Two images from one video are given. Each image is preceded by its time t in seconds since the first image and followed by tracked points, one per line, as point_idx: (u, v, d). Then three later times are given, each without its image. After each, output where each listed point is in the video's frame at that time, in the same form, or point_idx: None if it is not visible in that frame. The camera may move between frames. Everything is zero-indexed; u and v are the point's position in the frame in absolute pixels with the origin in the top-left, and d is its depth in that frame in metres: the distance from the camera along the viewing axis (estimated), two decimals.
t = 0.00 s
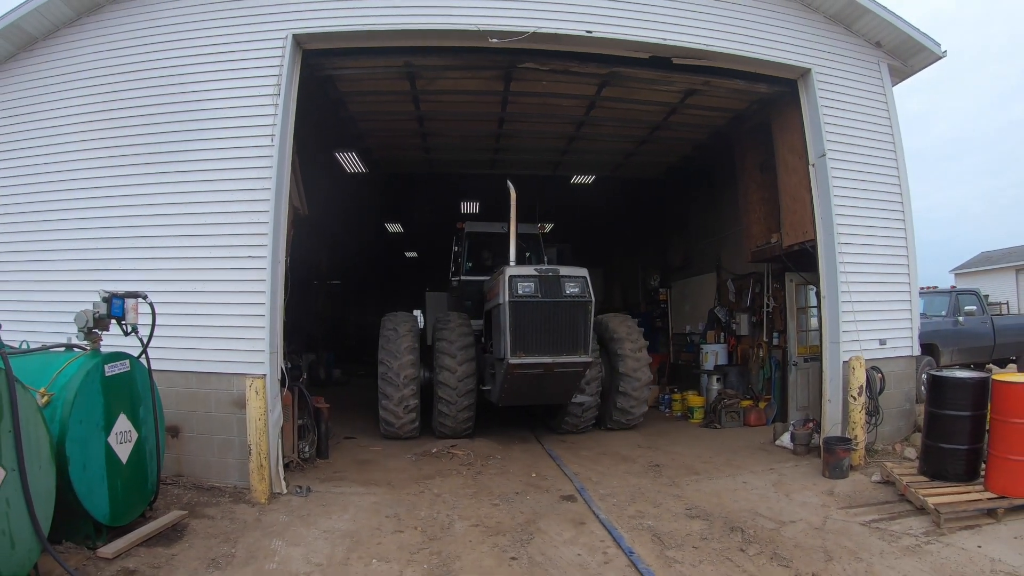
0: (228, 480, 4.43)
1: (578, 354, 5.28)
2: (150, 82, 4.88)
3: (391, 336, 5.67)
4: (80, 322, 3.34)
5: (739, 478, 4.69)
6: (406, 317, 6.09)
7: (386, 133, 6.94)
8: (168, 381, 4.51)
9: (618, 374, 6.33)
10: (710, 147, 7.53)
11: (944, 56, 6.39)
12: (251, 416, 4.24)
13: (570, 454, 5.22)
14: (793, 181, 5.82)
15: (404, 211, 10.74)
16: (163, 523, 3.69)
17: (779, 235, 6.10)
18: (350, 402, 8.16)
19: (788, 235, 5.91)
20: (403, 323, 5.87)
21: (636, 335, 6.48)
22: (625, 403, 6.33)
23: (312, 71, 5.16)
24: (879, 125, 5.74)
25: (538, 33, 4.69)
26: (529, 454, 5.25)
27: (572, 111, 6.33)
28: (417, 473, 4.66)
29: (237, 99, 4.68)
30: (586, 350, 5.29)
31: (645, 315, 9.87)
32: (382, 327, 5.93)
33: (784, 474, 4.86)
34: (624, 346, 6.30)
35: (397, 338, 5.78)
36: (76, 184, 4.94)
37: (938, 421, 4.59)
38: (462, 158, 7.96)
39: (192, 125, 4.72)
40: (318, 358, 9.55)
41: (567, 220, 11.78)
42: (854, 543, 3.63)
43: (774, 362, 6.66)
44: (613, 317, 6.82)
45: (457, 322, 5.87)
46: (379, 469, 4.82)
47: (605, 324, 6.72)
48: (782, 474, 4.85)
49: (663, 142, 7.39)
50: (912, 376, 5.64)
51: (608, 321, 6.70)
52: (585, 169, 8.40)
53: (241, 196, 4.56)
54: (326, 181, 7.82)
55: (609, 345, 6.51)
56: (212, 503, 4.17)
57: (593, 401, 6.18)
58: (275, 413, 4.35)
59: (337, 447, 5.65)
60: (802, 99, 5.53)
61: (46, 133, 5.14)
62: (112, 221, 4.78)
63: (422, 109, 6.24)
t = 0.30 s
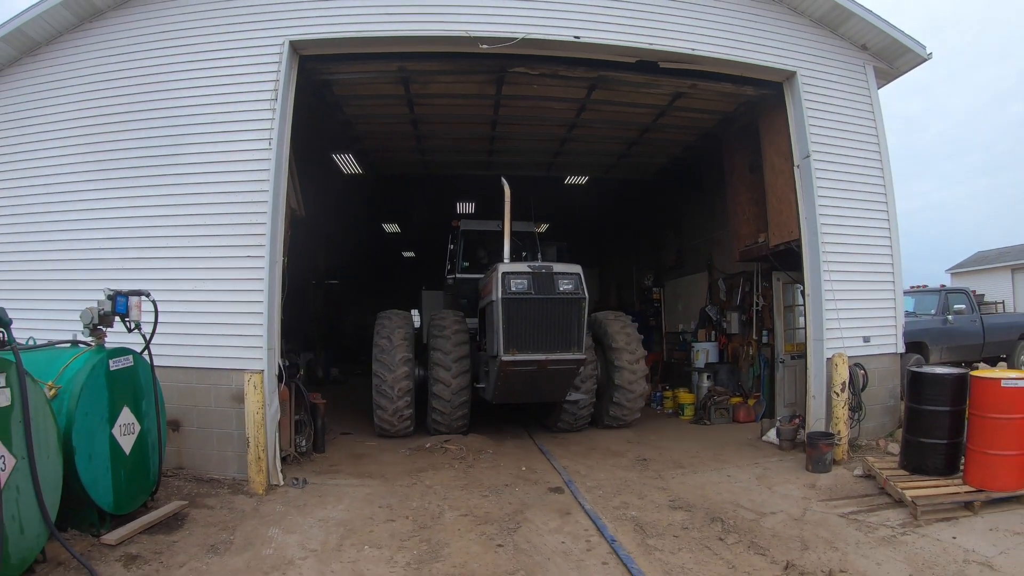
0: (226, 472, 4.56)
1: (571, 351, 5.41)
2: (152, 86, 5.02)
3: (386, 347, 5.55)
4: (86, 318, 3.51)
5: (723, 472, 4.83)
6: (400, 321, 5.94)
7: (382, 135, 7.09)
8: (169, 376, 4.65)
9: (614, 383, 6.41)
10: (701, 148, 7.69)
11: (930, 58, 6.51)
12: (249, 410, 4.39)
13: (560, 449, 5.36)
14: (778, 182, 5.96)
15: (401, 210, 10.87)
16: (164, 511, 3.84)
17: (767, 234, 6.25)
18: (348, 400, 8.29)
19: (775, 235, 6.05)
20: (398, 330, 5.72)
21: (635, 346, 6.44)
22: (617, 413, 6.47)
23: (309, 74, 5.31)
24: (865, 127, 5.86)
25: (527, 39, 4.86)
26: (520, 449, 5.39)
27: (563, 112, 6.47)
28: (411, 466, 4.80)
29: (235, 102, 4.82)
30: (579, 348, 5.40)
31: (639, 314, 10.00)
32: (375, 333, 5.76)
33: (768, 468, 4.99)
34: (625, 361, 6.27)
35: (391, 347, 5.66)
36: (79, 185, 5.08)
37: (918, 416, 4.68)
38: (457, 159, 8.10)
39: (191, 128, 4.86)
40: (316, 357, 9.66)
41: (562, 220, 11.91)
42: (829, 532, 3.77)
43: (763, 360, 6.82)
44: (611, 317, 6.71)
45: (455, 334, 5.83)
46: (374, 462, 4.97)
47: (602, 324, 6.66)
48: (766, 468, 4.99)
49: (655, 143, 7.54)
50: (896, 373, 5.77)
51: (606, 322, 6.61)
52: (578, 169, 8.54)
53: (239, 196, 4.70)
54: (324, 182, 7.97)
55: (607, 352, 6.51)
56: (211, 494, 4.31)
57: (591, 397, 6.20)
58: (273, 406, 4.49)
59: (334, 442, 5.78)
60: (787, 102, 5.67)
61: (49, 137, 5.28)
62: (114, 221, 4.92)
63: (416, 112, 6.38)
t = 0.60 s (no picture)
0: (226, 462, 4.72)
1: (565, 346, 5.52)
2: (154, 87, 5.16)
3: (381, 357, 5.51)
4: (92, 311, 3.62)
5: (708, 466, 4.98)
6: (395, 324, 5.83)
7: (380, 134, 7.24)
8: (171, 367, 4.80)
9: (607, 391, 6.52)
10: (693, 147, 7.86)
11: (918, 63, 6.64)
12: (249, 400, 4.54)
13: (551, 443, 5.51)
14: (768, 183, 6.12)
15: (400, 207, 11.01)
16: (165, 497, 4.00)
17: (756, 234, 6.41)
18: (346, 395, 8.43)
19: (763, 235, 6.21)
20: (393, 337, 5.63)
21: (633, 357, 6.43)
22: (606, 417, 6.65)
23: (308, 75, 5.47)
24: (853, 130, 5.98)
25: (520, 42, 5.05)
26: (511, 442, 5.54)
27: (557, 111, 6.62)
28: (405, 457, 4.96)
29: (236, 101, 4.97)
30: (573, 344, 5.52)
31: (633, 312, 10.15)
32: (370, 337, 5.67)
33: (752, 463, 5.13)
34: (621, 376, 6.31)
35: (386, 355, 5.61)
36: (83, 183, 5.22)
37: (898, 414, 4.69)
38: (454, 156, 8.25)
39: (193, 127, 5.01)
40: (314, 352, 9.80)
41: (559, 218, 12.07)
42: (803, 519, 3.92)
43: (753, 358, 6.95)
44: (612, 320, 6.61)
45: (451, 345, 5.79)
46: (369, 453, 5.12)
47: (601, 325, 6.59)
48: (749, 462, 5.13)
49: (648, 142, 7.68)
50: (883, 372, 5.86)
51: (607, 326, 6.53)
52: (573, 166, 8.69)
53: (240, 193, 4.84)
54: (323, 180, 8.11)
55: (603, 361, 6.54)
56: (211, 481, 4.46)
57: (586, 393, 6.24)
58: (271, 398, 4.64)
59: (331, 434, 5.94)
60: (776, 104, 5.83)
61: (54, 135, 5.42)
62: (117, 217, 5.07)
63: (413, 111, 6.54)
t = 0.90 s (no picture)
0: (230, 456, 4.89)
1: (561, 345, 5.63)
2: (158, 93, 5.33)
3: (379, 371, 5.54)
4: (103, 312, 3.83)
5: (695, 461, 5.15)
6: (393, 334, 5.80)
7: (378, 138, 7.42)
8: (176, 365, 4.97)
9: (601, 396, 6.67)
10: (686, 150, 8.04)
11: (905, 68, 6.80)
12: (252, 396, 4.74)
13: (544, 440, 5.69)
14: (757, 186, 6.31)
15: (398, 207, 11.17)
16: (172, 489, 4.19)
17: (745, 236, 6.61)
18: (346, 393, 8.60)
19: (752, 237, 6.41)
20: (391, 350, 5.63)
21: (631, 369, 6.50)
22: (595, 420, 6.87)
23: (309, 81, 5.65)
24: (839, 135, 6.15)
25: (512, 51, 5.28)
26: (506, 439, 5.72)
27: (551, 115, 6.79)
28: (402, 452, 5.13)
29: (239, 107, 5.15)
30: (570, 342, 5.65)
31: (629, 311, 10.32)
32: (367, 347, 5.65)
33: (739, 458, 5.30)
34: (617, 389, 6.45)
35: (383, 367, 5.63)
36: (90, 186, 5.39)
37: (879, 411, 4.76)
38: (452, 158, 8.42)
39: (196, 132, 5.19)
40: (314, 351, 9.97)
41: (556, 218, 12.24)
42: (783, 509, 4.09)
43: (743, 356, 7.13)
44: (614, 328, 6.60)
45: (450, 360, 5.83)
46: (368, 449, 5.30)
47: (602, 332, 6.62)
48: (736, 457, 5.31)
49: (642, 144, 7.85)
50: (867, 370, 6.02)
51: (608, 335, 6.55)
52: (568, 167, 8.87)
53: (243, 197, 5.02)
54: (323, 182, 8.29)
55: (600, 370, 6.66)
56: (215, 475, 4.64)
57: (581, 394, 6.42)
58: (273, 394, 4.82)
59: (331, 431, 6.11)
60: (764, 109, 6.02)
61: (60, 140, 5.59)
62: (122, 220, 5.24)
63: (411, 116, 6.72)
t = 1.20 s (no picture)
0: (242, 446, 5.10)
1: (564, 339, 5.73)
2: (171, 97, 5.54)
3: (385, 380, 5.68)
4: (124, 308, 3.98)
5: (690, 453, 5.33)
6: (399, 342, 5.84)
7: (384, 139, 7.63)
8: (191, 358, 5.17)
9: (604, 395, 6.80)
10: (685, 152, 8.21)
11: (898, 72, 6.95)
12: (264, 389, 4.92)
13: (545, 433, 5.88)
14: (752, 188, 6.50)
15: (403, 207, 11.37)
16: (187, 477, 4.39)
17: (741, 236, 6.81)
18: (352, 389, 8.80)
19: (749, 237, 6.59)
20: (396, 359, 5.72)
21: (634, 379, 6.64)
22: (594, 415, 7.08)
23: (318, 85, 5.86)
24: (833, 137, 6.30)
25: (514, 56, 5.49)
26: (508, 432, 5.92)
27: (552, 117, 6.97)
28: (408, 444, 5.33)
29: (250, 110, 5.35)
30: (573, 337, 5.72)
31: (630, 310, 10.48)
32: (373, 355, 5.73)
33: (733, 451, 5.48)
34: (619, 397, 6.60)
35: (388, 375, 5.77)
36: (106, 186, 5.60)
37: (867, 405, 4.93)
38: (456, 159, 8.61)
39: (209, 134, 5.39)
40: (321, 348, 10.17)
41: (559, 218, 12.42)
42: (772, 498, 4.27)
43: (740, 353, 7.29)
44: (621, 335, 6.60)
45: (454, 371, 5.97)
46: (375, 440, 5.50)
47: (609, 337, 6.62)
48: (730, 450, 5.49)
49: (642, 145, 8.03)
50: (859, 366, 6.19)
51: (615, 342, 6.56)
52: (570, 167, 9.04)
53: (255, 196, 5.23)
54: (330, 182, 8.50)
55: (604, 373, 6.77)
56: (229, 464, 4.85)
57: (585, 390, 6.51)
58: (284, 387, 5.02)
59: (338, 424, 6.31)
60: (759, 113, 6.21)
61: (76, 141, 5.81)
62: (136, 219, 5.46)
63: (416, 118, 6.92)
